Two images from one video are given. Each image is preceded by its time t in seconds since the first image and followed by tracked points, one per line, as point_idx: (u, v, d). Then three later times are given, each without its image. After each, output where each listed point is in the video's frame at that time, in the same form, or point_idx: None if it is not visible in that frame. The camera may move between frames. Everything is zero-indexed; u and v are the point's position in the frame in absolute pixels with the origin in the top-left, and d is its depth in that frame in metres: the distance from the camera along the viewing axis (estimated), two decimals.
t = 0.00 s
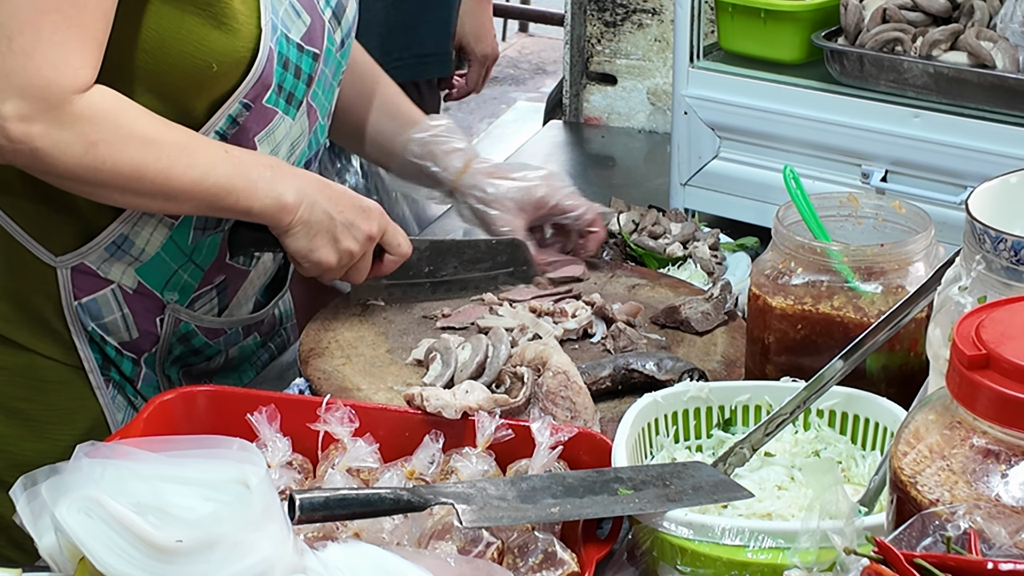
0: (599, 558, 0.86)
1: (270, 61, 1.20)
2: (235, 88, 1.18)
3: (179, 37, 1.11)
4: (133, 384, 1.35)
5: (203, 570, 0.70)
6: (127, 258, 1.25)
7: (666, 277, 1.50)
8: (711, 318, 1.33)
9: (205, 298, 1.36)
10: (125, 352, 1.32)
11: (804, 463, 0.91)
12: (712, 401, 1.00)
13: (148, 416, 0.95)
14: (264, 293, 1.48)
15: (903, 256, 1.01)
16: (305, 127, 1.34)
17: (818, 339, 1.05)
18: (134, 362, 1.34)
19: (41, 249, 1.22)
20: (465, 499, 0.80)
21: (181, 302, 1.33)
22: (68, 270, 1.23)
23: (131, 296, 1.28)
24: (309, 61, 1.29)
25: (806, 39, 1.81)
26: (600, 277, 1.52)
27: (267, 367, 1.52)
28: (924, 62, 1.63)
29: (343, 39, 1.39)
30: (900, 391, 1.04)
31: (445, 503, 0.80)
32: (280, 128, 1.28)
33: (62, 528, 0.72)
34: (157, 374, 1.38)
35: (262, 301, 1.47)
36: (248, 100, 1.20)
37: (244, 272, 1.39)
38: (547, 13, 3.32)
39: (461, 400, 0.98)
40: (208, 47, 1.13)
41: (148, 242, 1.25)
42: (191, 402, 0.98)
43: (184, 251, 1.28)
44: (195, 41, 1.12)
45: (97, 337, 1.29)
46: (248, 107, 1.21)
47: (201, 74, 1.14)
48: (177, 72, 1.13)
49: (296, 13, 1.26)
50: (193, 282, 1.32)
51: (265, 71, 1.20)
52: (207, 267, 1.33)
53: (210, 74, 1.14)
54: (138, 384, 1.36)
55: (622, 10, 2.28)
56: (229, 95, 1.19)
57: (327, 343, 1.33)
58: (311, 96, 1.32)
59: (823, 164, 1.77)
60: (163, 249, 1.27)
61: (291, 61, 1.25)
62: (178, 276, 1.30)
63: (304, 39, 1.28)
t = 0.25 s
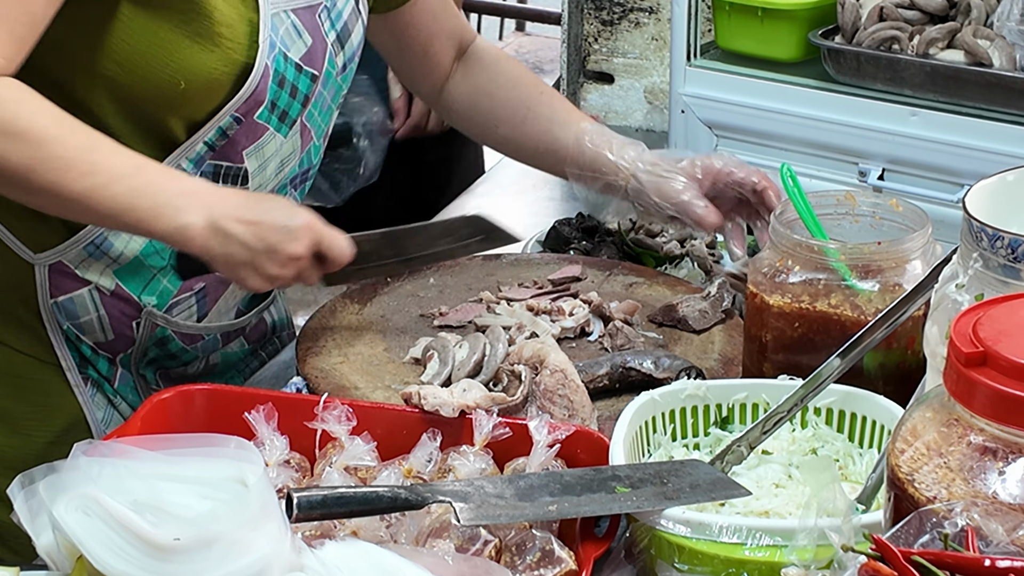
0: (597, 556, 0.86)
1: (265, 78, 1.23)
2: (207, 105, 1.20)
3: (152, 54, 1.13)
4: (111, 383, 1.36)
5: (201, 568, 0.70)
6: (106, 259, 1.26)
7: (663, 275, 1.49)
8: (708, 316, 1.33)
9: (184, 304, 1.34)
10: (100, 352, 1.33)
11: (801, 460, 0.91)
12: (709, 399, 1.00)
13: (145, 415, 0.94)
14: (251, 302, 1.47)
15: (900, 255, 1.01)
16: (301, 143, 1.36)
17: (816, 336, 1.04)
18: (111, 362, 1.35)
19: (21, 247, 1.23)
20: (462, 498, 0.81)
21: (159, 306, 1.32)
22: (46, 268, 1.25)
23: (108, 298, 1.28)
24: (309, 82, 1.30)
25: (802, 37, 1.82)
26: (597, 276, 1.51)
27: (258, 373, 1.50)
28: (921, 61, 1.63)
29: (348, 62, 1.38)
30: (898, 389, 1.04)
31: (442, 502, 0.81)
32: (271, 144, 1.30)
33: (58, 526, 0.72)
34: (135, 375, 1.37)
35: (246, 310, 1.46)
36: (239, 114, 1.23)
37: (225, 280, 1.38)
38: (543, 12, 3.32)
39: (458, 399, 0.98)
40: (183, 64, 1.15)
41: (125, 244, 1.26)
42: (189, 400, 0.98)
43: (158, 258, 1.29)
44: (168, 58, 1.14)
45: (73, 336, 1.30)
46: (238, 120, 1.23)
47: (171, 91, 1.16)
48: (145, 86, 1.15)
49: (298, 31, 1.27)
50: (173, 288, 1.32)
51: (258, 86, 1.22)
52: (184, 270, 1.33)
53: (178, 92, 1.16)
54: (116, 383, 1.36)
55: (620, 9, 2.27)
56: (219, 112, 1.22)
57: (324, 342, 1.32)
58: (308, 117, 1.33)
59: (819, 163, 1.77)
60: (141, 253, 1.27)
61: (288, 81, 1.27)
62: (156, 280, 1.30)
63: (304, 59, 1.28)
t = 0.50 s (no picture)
0: (593, 554, 0.86)
1: (245, 119, 1.25)
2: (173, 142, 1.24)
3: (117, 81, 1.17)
4: (78, 373, 1.42)
5: (197, 566, 0.70)
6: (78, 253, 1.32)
7: (659, 273, 1.49)
8: (704, 314, 1.33)
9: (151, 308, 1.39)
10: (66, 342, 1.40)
11: (797, 458, 0.91)
12: (705, 397, 1.00)
13: (141, 413, 0.94)
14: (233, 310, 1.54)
15: (895, 252, 1.01)
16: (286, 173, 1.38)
17: (811, 334, 1.05)
18: (79, 353, 1.42)
19: None
20: (457, 496, 0.81)
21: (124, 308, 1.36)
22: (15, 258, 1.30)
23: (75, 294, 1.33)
24: (299, 121, 1.32)
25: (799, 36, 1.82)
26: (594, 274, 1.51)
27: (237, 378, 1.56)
28: (916, 59, 1.63)
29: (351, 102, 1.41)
30: (893, 387, 1.04)
31: (439, 500, 0.81)
32: (250, 177, 1.33)
33: (54, 524, 0.72)
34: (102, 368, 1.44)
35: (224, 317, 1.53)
36: (216, 148, 1.26)
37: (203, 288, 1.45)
38: (540, 11, 3.32)
39: (454, 397, 0.98)
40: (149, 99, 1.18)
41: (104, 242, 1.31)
42: (184, 399, 0.98)
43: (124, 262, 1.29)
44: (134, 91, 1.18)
45: (38, 325, 1.36)
46: (216, 153, 1.26)
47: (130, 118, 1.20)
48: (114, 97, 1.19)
49: (294, 74, 1.28)
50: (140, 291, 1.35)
51: (237, 126, 1.25)
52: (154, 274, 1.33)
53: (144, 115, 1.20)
54: (84, 374, 1.43)
55: (616, 7, 2.26)
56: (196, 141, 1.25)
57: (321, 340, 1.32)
58: (296, 154, 1.37)
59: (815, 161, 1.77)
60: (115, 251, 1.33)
61: (275, 120, 1.29)
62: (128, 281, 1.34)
63: (297, 100, 1.30)
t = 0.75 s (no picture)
0: (586, 552, 0.86)
1: (239, 139, 1.29)
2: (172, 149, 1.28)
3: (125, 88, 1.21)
4: (71, 364, 1.53)
5: (191, 565, 0.70)
6: (67, 251, 1.38)
7: (653, 272, 1.48)
8: (698, 313, 1.33)
9: (142, 309, 1.48)
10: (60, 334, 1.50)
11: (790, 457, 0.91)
12: (699, 396, 1.00)
13: (136, 412, 0.94)
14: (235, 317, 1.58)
15: (889, 251, 1.01)
16: (283, 192, 1.43)
17: (805, 333, 1.05)
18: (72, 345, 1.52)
19: None
20: (452, 494, 0.81)
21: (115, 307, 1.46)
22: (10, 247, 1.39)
23: (65, 288, 1.43)
24: (293, 138, 1.36)
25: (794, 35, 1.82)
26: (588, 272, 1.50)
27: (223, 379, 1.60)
28: (911, 58, 1.64)
29: (351, 115, 1.42)
30: (888, 385, 1.04)
31: (433, 499, 0.81)
32: (246, 193, 1.38)
33: (48, 522, 0.72)
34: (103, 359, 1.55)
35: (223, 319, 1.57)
36: (213, 162, 1.31)
37: (193, 295, 1.49)
38: (537, 11, 3.32)
39: (449, 395, 0.98)
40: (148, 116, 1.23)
41: (88, 244, 1.37)
42: (179, 398, 0.98)
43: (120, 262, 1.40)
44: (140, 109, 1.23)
45: (32, 314, 1.46)
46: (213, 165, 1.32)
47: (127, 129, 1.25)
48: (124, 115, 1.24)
49: (291, 93, 1.32)
50: (132, 291, 1.44)
51: (230, 145, 1.29)
52: (150, 279, 1.44)
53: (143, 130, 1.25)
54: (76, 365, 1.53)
55: (610, 7, 2.28)
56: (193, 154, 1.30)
57: (315, 339, 1.32)
58: (293, 171, 1.41)
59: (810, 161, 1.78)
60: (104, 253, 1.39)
61: (270, 138, 1.33)
62: (115, 279, 1.42)
63: (293, 118, 1.34)
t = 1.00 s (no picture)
0: (581, 551, 0.86)
1: (277, 119, 1.29)
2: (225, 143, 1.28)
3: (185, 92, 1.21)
4: (90, 365, 1.43)
5: (186, 563, 0.70)
6: (94, 246, 1.32)
7: (648, 271, 1.48)
8: (693, 312, 1.33)
9: (167, 301, 1.43)
10: (81, 335, 1.41)
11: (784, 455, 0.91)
12: (693, 394, 1.00)
13: (131, 412, 0.95)
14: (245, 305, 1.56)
15: (883, 250, 1.02)
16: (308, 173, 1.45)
17: (800, 332, 1.05)
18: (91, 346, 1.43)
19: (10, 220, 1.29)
20: (447, 493, 0.81)
21: (140, 300, 1.39)
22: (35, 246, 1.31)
23: (92, 284, 1.35)
24: (323, 119, 1.38)
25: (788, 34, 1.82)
26: (584, 270, 1.49)
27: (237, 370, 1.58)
28: (905, 58, 1.64)
29: (360, 99, 1.46)
30: (881, 384, 1.04)
31: (428, 497, 0.81)
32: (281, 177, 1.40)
33: (43, 521, 0.72)
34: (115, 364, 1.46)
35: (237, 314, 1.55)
36: (249, 145, 1.29)
37: (212, 284, 1.47)
38: (532, 11, 3.32)
39: (443, 395, 0.98)
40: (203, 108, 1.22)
41: (117, 237, 1.32)
42: (174, 397, 0.98)
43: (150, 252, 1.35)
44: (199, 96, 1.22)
45: (55, 316, 1.37)
46: (247, 149, 1.30)
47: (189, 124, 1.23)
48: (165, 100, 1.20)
49: (316, 72, 1.33)
50: (158, 284, 1.39)
51: (269, 126, 1.28)
52: (174, 269, 1.39)
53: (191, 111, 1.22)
54: (95, 366, 1.43)
55: (605, 7, 2.26)
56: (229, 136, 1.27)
57: (310, 338, 1.32)
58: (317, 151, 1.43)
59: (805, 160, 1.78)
60: (129, 248, 1.33)
61: (303, 120, 1.34)
62: (142, 273, 1.37)
63: (320, 98, 1.36)
